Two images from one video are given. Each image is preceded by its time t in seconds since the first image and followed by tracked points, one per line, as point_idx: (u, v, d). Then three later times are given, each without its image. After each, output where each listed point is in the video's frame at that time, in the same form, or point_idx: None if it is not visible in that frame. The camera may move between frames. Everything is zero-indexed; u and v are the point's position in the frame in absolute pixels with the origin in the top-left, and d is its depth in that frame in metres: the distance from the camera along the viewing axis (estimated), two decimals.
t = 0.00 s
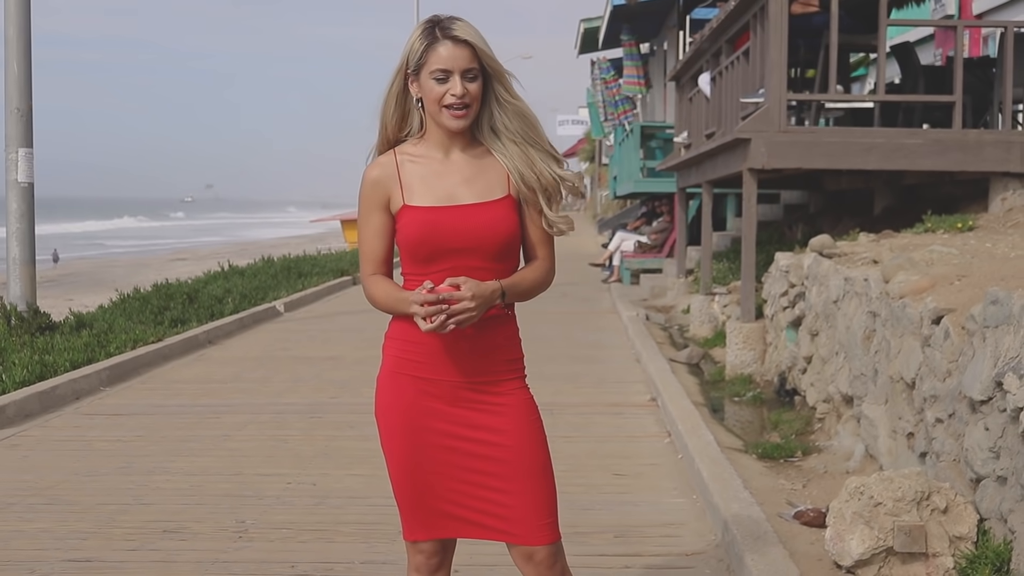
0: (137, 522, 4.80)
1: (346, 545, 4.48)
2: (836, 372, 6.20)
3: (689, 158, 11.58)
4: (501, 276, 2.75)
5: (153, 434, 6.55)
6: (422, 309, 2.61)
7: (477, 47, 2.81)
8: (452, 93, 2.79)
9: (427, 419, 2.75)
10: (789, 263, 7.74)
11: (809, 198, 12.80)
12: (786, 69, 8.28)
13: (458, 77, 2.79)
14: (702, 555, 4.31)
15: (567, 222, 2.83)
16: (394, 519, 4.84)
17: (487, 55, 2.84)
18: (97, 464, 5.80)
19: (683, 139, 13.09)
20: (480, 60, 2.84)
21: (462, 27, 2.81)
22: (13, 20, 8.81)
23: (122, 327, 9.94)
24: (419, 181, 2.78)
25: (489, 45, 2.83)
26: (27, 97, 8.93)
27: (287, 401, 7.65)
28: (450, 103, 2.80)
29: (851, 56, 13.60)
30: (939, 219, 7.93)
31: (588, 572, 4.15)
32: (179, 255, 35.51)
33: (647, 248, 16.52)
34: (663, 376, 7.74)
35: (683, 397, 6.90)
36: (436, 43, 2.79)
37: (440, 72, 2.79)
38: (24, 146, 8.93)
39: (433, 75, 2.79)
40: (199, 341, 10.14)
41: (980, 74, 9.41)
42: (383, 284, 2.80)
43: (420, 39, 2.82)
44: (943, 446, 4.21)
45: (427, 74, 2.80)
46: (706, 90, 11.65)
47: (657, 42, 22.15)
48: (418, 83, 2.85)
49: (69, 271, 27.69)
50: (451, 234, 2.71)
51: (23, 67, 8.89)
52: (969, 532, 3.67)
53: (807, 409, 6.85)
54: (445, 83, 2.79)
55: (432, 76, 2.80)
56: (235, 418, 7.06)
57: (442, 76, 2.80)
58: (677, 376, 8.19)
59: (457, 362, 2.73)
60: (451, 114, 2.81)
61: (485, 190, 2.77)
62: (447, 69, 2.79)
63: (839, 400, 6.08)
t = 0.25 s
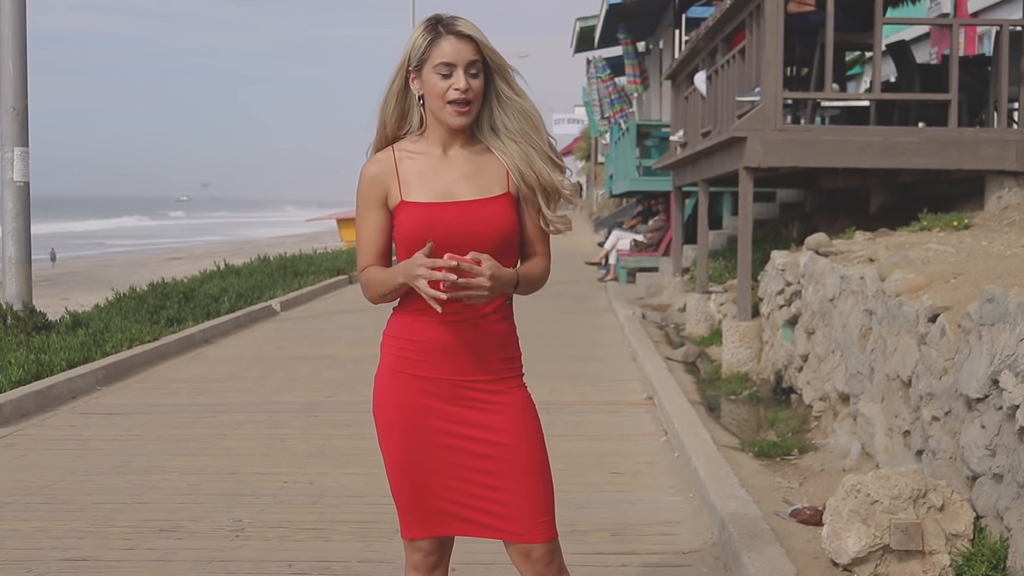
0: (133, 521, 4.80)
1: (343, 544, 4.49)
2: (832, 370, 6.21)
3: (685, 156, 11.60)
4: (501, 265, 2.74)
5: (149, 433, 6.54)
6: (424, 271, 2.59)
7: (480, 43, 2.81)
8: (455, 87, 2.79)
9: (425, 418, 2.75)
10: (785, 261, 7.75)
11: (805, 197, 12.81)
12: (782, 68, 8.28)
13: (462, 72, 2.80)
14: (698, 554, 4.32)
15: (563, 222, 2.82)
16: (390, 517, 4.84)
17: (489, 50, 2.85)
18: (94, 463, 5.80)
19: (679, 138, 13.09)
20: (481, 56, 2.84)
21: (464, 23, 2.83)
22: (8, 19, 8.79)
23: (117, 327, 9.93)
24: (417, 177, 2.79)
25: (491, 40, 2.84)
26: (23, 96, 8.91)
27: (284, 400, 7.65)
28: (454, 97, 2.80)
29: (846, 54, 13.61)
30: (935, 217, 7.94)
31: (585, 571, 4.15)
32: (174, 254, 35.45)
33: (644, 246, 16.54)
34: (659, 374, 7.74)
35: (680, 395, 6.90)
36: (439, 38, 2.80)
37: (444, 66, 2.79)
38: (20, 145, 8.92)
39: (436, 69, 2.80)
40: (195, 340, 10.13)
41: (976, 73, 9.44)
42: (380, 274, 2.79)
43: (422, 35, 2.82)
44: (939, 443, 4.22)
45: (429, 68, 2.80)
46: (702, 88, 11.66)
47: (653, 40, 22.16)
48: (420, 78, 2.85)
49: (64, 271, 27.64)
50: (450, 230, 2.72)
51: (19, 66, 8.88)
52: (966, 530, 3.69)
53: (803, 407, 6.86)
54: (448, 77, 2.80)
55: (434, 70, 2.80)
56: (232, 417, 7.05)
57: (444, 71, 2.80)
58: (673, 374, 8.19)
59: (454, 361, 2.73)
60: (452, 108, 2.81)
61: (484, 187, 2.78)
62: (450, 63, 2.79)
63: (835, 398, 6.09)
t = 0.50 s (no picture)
0: (132, 520, 4.79)
1: (342, 543, 4.48)
2: (832, 370, 6.21)
3: (685, 156, 11.60)
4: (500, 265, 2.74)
5: (148, 433, 6.54)
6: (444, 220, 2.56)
7: (480, 47, 2.80)
8: (443, 88, 2.79)
9: (424, 418, 2.75)
10: (784, 261, 7.75)
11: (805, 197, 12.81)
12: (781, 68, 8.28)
13: (453, 72, 2.78)
14: (698, 554, 4.32)
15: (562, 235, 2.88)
16: (390, 517, 4.84)
17: (489, 55, 2.82)
18: (93, 463, 5.80)
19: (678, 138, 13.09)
20: (482, 60, 2.82)
21: (468, 26, 2.82)
22: (8, 18, 8.79)
23: (117, 326, 9.92)
24: (416, 175, 2.80)
25: (495, 46, 2.82)
26: (22, 95, 8.91)
27: (283, 400, 7.64)
28: (441, 97, 2.80)
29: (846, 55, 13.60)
30: (934, 218, 7.94)
31: (585, 571, 4.15)
32: (174, 253, 35.43)
33: (643, 246, 16.54)
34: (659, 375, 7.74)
35: (680, 396, 6.90)
36: (439, 37, 2.80)
37: (437, 65, 2.79)
38: (19, 144, 8.91)
39: (429, 67, 2.79)
40: (195, 339, 10.13)
41: (975, 73, 9.44)
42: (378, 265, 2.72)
43: (427, 32, 2.82)
44: (938, 444, 4.22)
45: (425, 65, 2.80)
46: (701, 88, 11.66)
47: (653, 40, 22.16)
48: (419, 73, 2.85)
49: (64, 270, 27.63)
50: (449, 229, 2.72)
51: (18, 65, 8.88)
52: (965, 530, 3.69)
53: (802, 407, 6.87)
54: (439, 76, 2.79)
55: (428, 68, 2.80)
56: (231, 417, 7.05)
57: (438, 70, 2.79)
58: (673, 374, 8.19)
59: (453, 360, 2.73)
60: (440, 108, 2.81)
61: (480, 187, 2.80)
62: (444, 63, 2.78)
63: (834, 398, 6.09)
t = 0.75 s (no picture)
0: (132, 520, 4.79)
1: (342, 544, 4.48)
2: (832, 370, 6.21)
3: (685, 156, 11.61)
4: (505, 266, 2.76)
5: (148, 433, 6.54)
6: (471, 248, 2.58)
7: (485, 45, 2.81)
8: (450, 86, 2.79)
9: (423, 418, 2.75)
10: (784, 261, 7.74)
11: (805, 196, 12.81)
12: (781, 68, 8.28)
13: (460, 71, 2.79)
14: (698, 554, 4.32)
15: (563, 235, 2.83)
16: (390, 517, 4.84)
17: (494, 53, 2.84)
18: (93, 463, 5.80)
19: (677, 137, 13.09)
20: (486, 58, 2.84)
21: (472, 24, 2.82)
22: (7, 19, 8.79)
23: (116, 326, 9.92)
24: (419, 176, 2.79)
25: (499, 44, 2.83)
26: (22, 96, 8.91)
27: (283, 400, 7.65)
28: (449, 95, 2.79)
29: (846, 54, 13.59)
30: (934, 218, 7.94)
31: (584, 571, 4.15)
32: (173, 254, 35.41)
33: (643, 246, 16.54)
34: (659, 375, 7.73)
35: (680, 396, 6.90)
36: (443, 36, 2.80)
37: (443, 63, 2.79)
38: (19, 145, 8.91)
39: (435, 66, 2.80)
40: (195, 340, 10.13)
41: (975, 72, 9.43)
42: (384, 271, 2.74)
43: (430, 31, 2.82)
44: (938, 444, 4.22)
45: (430, 64, 2.81)
46: (701, 88, 11.66)
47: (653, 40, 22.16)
48: (422, 73, 2.85)
49: (64, 271, 27.62)
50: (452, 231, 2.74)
51: (18, 65, 8.87)
52: (965, 530, 3.69)
53: (802, 407, 6.87)
54: (446, 75, 2.79)
55: (434, 66, 2.80)
56: (231, 417, 7.05)
57: (444, 68, 2.80)
58: (673, 374, 8.19)
59: (452, 360, 2.73)
60: (449, 107, 2.81)
61: (483, 190, 2.80)
62: (450, 61, 2.79)
63: (834, 398, 6.09)
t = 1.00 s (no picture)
0: (132, 519, 4.79)
1: (342, 542, 4.49)
2: (832, 368, 6.22)
3: (685, 154, 11.61)
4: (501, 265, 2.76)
5: (149, 431, 6.54)
6: (464, 224, 2.60)
7: (489, 43, 2.81)
8: (454, 83, 2.78)
9: (422, 416, 2.75)
10: (784, 259, 7.75)
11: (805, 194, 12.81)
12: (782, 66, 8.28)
13: (463, 68, 2.79)
14: (698, 551, 4.32)
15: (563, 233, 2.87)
16: (390, 515, 4.84)
17: (497, 51, 2.84)
18: (93, 461, 5.80)
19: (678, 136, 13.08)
20: (489, 57, 2.84)
21: (475, 22, 2.82)
22: (8, 18, 8.79)
23: (117, 324, 9.92)
24: (417, 174, 2.79)
25: (501, 44, 2.84)
26: (22, 94, 8.91)
27: (284, 398, 7.65)
28: (451, 92, 2.79)
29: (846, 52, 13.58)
30: (934, 216, 7.93)
31: (584, 569, 4.15)
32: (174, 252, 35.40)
33: (643, 244, 16.54)
34: (660, 373, 7.74)
35: (680, 394, 6.90)
36: (447, 33, 2.80)
37: (447, 59, 2.79)
38: (19, 143, 8.92)
39: (438, 63, 2.79)
40: (195, 338, 10.14)
41: (976, 71, 9.43)
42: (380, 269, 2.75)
43: (433, 28, 2.82)
44: (939, 442, 4.23)
45: (433, 59, 2.80)
46: (701, 86, 11.65)
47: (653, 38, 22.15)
48: (424, 69, 2.84)
49: (64, 269, 27.62)
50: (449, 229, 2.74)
51: (18, 64, 8.87)
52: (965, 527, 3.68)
53: (803, 405, 6.87)
54: (450, 71, 2.79)
55: (438, 62, 2.79)
56: (231, 415, 7.05)
57: (448, 64, 2.79)
58: (673, 372, 8.19)
59: (451, 358, 2.73)
60: (450, 103, 2.80)
61: (482, 188, 2.80)
62: (455, 57, 2.78)
63: (835, 396, 6.09)
